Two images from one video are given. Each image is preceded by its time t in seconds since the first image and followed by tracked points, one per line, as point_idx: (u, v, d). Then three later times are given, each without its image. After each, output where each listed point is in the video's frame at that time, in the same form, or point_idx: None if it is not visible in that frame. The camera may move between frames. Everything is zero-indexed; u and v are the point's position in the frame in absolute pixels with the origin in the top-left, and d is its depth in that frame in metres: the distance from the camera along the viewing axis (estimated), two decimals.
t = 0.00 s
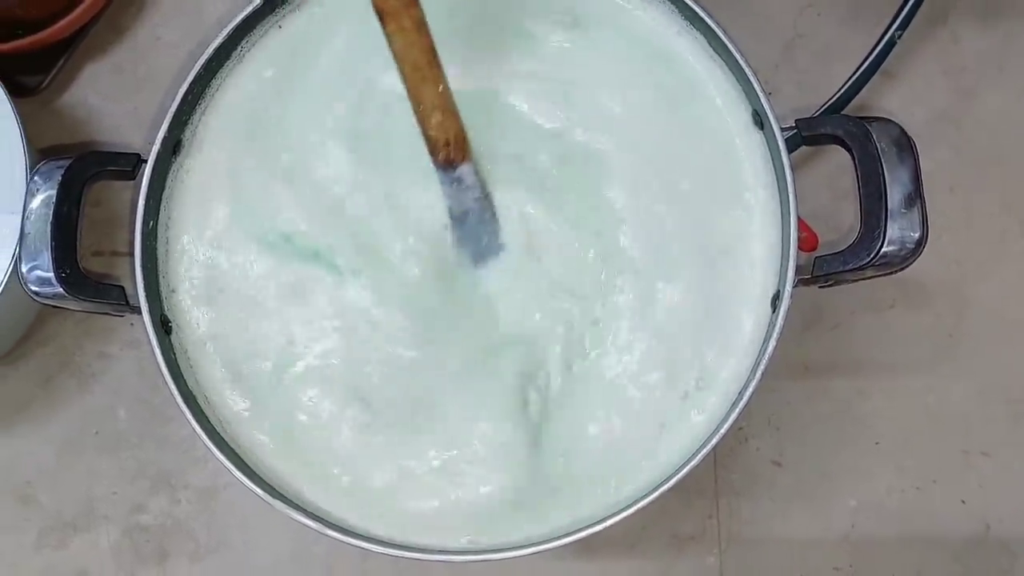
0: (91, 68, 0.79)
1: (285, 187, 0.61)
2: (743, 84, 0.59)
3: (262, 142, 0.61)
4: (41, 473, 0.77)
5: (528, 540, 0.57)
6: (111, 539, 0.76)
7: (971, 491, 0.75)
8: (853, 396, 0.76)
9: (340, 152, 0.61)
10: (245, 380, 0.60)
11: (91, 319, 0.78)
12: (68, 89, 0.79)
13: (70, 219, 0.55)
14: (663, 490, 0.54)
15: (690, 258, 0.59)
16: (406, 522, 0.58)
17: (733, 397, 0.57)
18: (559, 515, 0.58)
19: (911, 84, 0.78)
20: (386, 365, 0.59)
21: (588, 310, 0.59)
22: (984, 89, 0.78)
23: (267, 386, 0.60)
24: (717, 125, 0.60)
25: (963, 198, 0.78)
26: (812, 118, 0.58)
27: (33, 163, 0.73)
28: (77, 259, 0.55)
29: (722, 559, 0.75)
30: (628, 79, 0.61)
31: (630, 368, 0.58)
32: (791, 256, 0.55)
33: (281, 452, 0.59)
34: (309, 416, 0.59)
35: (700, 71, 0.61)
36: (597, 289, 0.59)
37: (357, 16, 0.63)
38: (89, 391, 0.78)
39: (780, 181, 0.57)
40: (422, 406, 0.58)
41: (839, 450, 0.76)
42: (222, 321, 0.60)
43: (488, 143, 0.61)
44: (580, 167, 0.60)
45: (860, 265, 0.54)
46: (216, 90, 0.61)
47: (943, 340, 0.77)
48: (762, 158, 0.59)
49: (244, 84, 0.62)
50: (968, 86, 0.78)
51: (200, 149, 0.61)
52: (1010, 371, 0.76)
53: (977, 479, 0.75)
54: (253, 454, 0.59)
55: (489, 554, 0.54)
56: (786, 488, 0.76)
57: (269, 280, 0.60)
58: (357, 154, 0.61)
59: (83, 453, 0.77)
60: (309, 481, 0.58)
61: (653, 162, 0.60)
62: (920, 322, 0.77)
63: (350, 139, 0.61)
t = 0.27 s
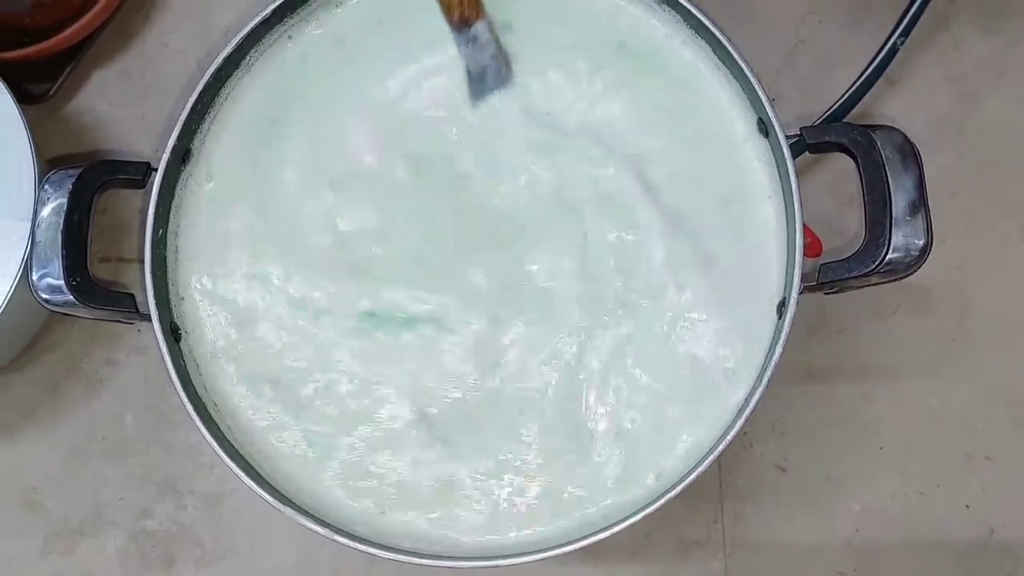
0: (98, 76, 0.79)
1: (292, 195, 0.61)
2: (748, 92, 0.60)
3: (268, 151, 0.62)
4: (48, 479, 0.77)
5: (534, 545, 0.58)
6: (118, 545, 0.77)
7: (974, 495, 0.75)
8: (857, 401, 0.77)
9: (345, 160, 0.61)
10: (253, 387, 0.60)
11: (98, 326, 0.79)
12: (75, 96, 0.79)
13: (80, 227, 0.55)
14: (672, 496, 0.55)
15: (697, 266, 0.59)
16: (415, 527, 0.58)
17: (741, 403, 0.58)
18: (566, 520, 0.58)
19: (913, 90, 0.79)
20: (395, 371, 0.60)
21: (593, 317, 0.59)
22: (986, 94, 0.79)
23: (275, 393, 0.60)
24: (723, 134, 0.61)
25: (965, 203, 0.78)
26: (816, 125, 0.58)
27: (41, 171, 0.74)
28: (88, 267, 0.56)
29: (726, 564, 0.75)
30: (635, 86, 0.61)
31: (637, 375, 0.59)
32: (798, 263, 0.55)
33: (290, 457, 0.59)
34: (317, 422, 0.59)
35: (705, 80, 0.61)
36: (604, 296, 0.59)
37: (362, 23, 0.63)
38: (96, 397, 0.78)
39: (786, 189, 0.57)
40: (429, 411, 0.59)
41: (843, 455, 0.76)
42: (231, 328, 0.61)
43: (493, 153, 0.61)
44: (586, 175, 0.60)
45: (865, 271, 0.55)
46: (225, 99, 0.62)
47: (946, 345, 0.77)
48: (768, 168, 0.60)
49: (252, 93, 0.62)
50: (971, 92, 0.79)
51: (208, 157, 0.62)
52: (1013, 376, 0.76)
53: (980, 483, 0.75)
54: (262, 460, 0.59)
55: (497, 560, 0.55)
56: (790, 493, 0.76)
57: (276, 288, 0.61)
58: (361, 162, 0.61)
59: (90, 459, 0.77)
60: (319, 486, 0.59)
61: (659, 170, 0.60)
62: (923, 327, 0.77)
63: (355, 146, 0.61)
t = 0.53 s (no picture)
0: (101, 80, 0.79)
1: (296, 202, 0.61)
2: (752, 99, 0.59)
3: (272, 158, 0.62)
4: (50, 484, 0.77)
5: (542, 551, 0.57)
6: (120, 550, 0.76)
7: (977, 500, 0.75)
8: (860, 406, 0.76)
9: (348, 166, 0.61)
10: (257, 393, 0.60)
11: (100, 331, 0.78)
12: (77, 101, 0.79)
13: (84, 234, 0.55)
14: (677, 502, 0.54)
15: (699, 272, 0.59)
16: (418, 533, 0.58)
17: (745, 409, 0.58)
18: (571, 526, 0.58)
19: (916, 95, 0.79)
20: (398, 378, 0.59)
21: (596, 323, 0.59)
22: (988, 99, 0.79)
23: (279, 400, 0.60)
24: (726, 141, 0.61)
25: (968, 207, 0.78)
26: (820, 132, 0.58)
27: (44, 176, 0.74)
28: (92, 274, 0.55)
29: (729, 569, 0.75)
30: (639, 92, 0.61)
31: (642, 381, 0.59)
32: (802, 269, 0.55)
33: (294, 464, 0.59)
34: (321, 428, 0.59)
35: (708, 87, 0.61)
36: (607, 302, 0.59)
37: (365, 29, 0.63)
38: (98, 402, 0.78)
39: (790, 195, 0.57)
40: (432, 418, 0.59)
41: (846, 460, 0.76)
42: (235, 335, 0.60)
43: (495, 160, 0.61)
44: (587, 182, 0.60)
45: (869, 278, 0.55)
46: (229, 106, 0.62)
47: (949, 349, 0.77)
48: (772, 176, 0.60)
49: (256, 101, 0.63)
50: (973, 96, 0.79)
51: (212, 164, 0.62)
52: (1016, 380, 0.76)
53: (983, 488, 0.75)
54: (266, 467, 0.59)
55: (501, 566, 0.55)
56: (794, 498, 0.76)
57: (280, 293, 0.61)
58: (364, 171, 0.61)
59: (92, 465, 0.77)
60: (322, 492, 0.59)
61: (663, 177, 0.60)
62: (926, 332, 0.77)
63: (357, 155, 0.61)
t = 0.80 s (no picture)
0: (100, 83, 0.79)
1: (296, 206, 0.61)
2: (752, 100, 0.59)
3: (272, 161, 0.62)
4: (50, 487, 0.77)
5: (547, 552, 0.57)
6: (121, 554, 0.76)
7: (979, 501, 0.75)
8: (861, 406, 0.76)
9: (348, 169, 0.61)
10: (258, 396, 0.60)
11: (100, 334, 0.78)
12: (76, 104, 0.79)
13: (84, 237, 0.55)
14: (678, 503, 0.54)
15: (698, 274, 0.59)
16: (418, 535, 0.58)
17: (746, 409, 0.58)
18: (572, 526, 0.58)
19: (915, 95, 0.79)
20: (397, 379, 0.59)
21: (596, 325, 0.59)
22: (988, 99, 0.78)
23: (278, 402, 0.60)
24: (726, 142, 0.60)
25: (968, 208, 0.78)
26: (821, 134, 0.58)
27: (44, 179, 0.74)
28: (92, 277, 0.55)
29: (731, 570, 0.75)
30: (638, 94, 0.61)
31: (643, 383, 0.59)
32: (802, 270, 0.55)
33: (295, 466, 0.59)
34: (322, 429, 0.59)
35: (708, 89, 0.61)
36: (605, 303, 0.59)
37: (365, 33, 0.63)
38: (99, 405, 0.78)
39: (791, 196, 0.57)
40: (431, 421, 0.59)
41: (847, 461, 0.76)
42: (236, 338, 0.60)
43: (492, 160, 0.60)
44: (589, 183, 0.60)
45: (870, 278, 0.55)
46: (228, 109, 0.62)
47: (950, 349, 0.77)
48: (772, 176, 0.60)
49: (254, 104, 0.63)
50: (973, 97, 0.79)
51: (212, 168, 0.62)
52: (1017, 381, 0.76)
53: (984, 489, 0.75)
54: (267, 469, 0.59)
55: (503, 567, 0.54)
56: (795, 499, 0.76)
57: (280, 296, 0.60)
58: (362, 171, 0.61)
59: (92, 468, 0.77)
60: (323, 493, 0.59)
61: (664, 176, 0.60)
62: (927, 332, 0.77)
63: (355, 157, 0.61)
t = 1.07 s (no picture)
0: (98, 82, 0.79)
1: (292, 203, 0.61)
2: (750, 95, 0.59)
3: (269, 158, 0.61)
4: (49, 486, 0.77)
5: (545, 549, 0.57)
6: (119, 553, 0.76)
7: (979, 499, 0.75)
8: (861, 404, 0.76)
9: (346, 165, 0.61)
10: (255, 393, 0.60)
11: (98, 333, 0.78)
12: (74, 103, 0.79)
13: (80, 234, 0.55)
14: (676, 500, 0.54)
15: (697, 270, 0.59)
16: (415, 532, 0.58)
17: (745, 405, 0.57)
18: (570, 524, 0.58)
19: (915, 92, 0.78)
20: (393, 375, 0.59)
21: (594, 321, 0.59)
22: (988, 96, 0.78)
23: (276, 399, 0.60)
24: (724, 138, 0.60)
25: (968, 205, 0.78)
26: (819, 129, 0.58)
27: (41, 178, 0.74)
28: (87, 274, 0.55)
29: (730, 569, 0.75)
30: (636, 90, 0.61)
31: (641, 379, 0.58)
32: (800, 265, 0.55)
33: (293, 462, 0.59)
34: (320, 424, 0.59)
35: (706, 84, 0.61)
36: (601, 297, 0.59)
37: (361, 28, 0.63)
38: (97, 404, 0.78)
39: (789, 191, 0.57)
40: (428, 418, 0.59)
41: (847, 459, 0.76)
42: (233, 335, 0.60)
43: (493, 162, 0.61)
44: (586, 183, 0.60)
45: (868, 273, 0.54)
46: (223, 106, 0.61)
47: (950, 347, 0.76)
48: (770, 172, 0.59)
49: (251, 101, 0.62)
50: (973, 94, 0.78)
51: (208, 164, 0.61)
52: (1017, 379, 0.76)
53: (985, 487, 0.75)
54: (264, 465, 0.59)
55: (501, 564, 0.54)
56: (795, 498, 0.75)
57: (277, 293, 0.60)
58: (362, 169, 0.61)
59: (91, 467, 0.77)
60: (321, 490, 0.59)
61: (662, 172, 0.60)
62: (927, 330, 0.77)
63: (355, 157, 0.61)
